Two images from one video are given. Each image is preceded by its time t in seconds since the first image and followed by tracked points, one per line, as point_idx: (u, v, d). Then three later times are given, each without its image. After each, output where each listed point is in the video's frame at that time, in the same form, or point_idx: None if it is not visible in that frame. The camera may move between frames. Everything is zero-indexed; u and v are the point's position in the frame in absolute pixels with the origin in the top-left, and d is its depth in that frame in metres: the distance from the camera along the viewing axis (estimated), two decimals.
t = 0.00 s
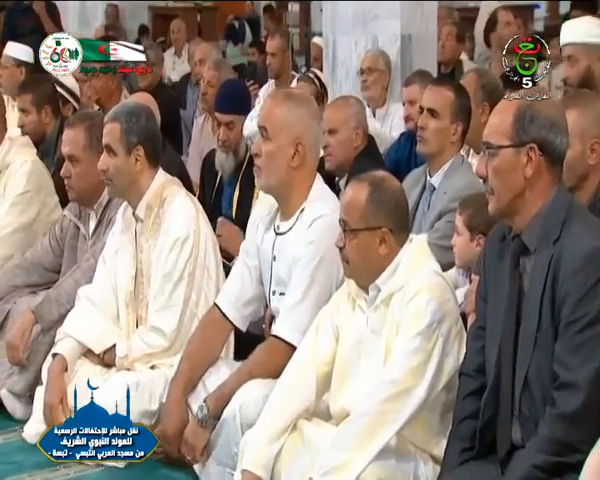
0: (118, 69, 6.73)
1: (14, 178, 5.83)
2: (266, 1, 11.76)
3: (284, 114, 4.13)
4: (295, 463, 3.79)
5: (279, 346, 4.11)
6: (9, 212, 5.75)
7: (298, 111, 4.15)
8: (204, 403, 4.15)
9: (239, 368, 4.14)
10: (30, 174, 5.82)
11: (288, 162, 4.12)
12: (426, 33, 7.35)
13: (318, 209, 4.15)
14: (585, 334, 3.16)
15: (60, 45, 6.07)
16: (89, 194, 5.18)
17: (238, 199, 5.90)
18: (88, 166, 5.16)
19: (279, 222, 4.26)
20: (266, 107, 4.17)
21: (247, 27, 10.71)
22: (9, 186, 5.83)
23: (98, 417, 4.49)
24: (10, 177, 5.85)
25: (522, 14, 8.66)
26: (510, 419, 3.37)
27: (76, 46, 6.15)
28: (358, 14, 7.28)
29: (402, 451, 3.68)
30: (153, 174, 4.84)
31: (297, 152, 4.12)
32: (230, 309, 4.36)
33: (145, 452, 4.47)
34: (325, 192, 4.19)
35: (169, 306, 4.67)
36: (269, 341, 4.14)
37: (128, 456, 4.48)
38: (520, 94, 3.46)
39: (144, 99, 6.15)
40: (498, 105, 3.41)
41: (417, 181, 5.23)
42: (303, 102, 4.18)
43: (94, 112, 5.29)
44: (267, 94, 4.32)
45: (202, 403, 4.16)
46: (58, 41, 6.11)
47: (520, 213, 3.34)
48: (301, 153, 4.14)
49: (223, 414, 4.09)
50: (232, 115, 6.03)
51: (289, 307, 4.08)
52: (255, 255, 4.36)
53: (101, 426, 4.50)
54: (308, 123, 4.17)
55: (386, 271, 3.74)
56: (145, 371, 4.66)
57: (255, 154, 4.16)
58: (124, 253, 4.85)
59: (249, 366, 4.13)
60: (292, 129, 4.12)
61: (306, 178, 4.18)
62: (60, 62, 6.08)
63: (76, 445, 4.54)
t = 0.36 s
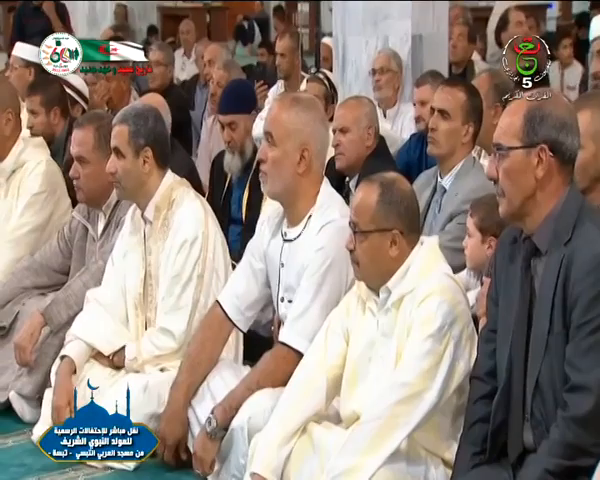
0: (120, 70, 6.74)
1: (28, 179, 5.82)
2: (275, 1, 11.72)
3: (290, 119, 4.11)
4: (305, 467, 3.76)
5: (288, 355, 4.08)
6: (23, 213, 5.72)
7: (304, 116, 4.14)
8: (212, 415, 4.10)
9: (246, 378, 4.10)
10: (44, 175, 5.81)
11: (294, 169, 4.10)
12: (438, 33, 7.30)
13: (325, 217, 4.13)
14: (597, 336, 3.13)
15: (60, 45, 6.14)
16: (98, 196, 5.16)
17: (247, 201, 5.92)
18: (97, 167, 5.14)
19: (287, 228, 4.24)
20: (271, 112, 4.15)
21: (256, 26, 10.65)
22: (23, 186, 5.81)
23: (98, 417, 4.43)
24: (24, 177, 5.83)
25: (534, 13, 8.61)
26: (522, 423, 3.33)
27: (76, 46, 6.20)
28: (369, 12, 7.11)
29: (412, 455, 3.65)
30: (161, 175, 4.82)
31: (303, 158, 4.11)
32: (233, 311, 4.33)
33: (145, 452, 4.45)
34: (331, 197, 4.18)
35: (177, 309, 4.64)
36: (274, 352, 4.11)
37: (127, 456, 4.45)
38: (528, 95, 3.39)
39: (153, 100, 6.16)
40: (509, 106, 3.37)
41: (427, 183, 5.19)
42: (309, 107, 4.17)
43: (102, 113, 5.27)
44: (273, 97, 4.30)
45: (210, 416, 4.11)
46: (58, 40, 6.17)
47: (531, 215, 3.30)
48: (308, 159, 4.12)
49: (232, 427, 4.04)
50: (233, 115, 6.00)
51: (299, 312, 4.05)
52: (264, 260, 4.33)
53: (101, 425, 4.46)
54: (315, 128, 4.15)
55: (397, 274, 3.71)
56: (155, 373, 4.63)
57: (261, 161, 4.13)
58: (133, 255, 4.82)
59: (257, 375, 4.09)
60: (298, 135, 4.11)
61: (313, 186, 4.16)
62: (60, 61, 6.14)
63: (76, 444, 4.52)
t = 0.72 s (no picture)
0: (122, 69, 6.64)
1: (39, 179, 5.80)
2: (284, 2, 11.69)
3: (300, 119, 4.09)
4: (315, 470, 3.72)
5: (299, 356, 4.05)
6: (33, 214, 5.71)
7: (315, 117, 4.12)
8: (223, 419, 4.07)
9: (257, 380, 4.08)
10: (55, 176, 5.77)
11: (304, 169, 4.08)
12: (449, 33, 7.36)
13: (335, 217, 4.09)
14: None
15: (60, 45, 6.16)
16: (105, 198, 5.13)
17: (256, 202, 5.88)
18: (105, 169, 5.12)
19: (296, 229, 4.20)
20: (282, 112, 4.13)
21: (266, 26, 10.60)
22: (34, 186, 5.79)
23: (98, 416, 4.43)
24: (35, 178, 5.81)
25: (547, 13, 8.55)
26: (534, 427, 3.29)
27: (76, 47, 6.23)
28: (379, 12, 7.10)
29: (423, 459, 3.61)
30: (169, 176, 4.79)
31: (313, 158, 4.09)
32: (238, 312, 4.29)
33: (145, 452, 4.44)
34: (341, 198, 4.14)
35: (184, 308, 4.60)
36: (286, 353, 4.08)
37: (128, 456, 4.44)
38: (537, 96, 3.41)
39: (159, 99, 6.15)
40: (521, 108, 3.33)
41: (438, 185, 5.15)
42: (319, 107, 4.15)
43: (111, 114, 5.24)
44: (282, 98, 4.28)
45: (221, 419, 4.08)
46: (59, 40, 6.18)
47: (544, 217, 3.26)
48: (317, 159, 4.10)
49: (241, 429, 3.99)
50: (240, 114, 6.02)
51: (310, 313, 4.01)
52: (273, 262, 4.29)
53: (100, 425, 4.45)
54: (326, 128, 4.13)
55: (407, 277, 3.68)
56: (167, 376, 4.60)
57: (270, 161, 4.12)
58: (142, 258, 4.79)
59: (267, 379, 4.06)
60: (308, 136, 4.09)
61: (323, 185, 4.14)
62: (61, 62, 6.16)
63: (76, 445, 4.50)
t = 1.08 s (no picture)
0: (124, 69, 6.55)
1: (60, 182, 5.80)
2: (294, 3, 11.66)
3: (305, 119, 4.06)
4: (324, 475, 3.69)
5: (306, 360, 4.01)
6: (52, 216, 5.75)
7: (320, 117, 4.09)
8: (231, 425, 4.04)
9: (264, 384, 4.05)
10: (76, 181, 5.80)
11: (309, 169, 4.05)
12: (460, 33, 7.34)
13: (339, 218, 4.06)
14: None
15: (60, 45, 5.65)
16: (114, 200, 5.11)
17: (266, 204, 5.86)
18: (113, 171, 5.10)
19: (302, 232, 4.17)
20: (287, 113, 4.10)
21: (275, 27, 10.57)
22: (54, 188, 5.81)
23: (98, 415, 4.43)
24: (56, 180, 5.81)
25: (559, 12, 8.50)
26: (546, 431, 3.25)
27: (77, 46, 5.71)
28: (389, 12, 7.15)
29: (433, 463, 3.57)
30: (177, 176, 4.76)
31: (318, 158, 4.05)
32: (253, 319, 4.26)
33: (145, 452, 4.43)
34: (348, 199, 4.10)
35: (209, 302, 4.54)
36: (292, 356, 4.04)
37: (128, 456, 4.44)
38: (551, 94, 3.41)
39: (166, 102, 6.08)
40: (534, 107, 3.30)
41: (449, 186, 5.12)
42: (325, 107, 4.12)
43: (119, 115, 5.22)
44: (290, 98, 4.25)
45: (229, 425, 4.06)
46: (59, 40, 5.66)
47: (556, 219, 3.23)
48: (323, 159, 4.07)
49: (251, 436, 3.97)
50: (251, 114, 5.98)
51: (316, 314, 3.98)
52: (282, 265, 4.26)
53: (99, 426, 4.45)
54: (331, 128, 4.10)
55: (417, 280, 3.64)
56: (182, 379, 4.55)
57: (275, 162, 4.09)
58: (150, 262, 4.75)
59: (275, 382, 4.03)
60: (312, 136, 4.05)
61: (329, 184, 4.10)
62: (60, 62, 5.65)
63: (76, 444, 4.48)
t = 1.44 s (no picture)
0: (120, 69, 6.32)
1: (84, 184, 5.79)
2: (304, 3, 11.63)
3: (318, 122, 4.03)
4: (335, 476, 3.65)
5: (315, 364, 3.97)
6: (74, 220, 5.71)
7: (334, 120, 4.06)
8: (241, 429, 4.02)
9: (274, 388, 4.01)
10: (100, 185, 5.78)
11: (323, 172, 4.01)
12: (473, 33, 7.49)
13: (350, 221, 4.02)
14: None
15: (59, 44, 5.62)
16: (124, 202, 5.09)
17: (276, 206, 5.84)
18: (122, 173, 5.07)
19: (313, 233, 4.13)
20: (299, 115, 4.06)
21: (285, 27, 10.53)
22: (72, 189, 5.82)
23: (99, 413, 4.43)
24: (81, 181, 5.81)
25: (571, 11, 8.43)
26: (559, 436, 3.20)
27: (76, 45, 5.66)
28: (401, 12, 7.32)
29: (445, 466, 3.54)
30: (189, 179, 4.69)
31: (331, 162, 4.02)
32: (264, 321, 4.21)
33: (145, 452, 4.41)
34: (358, 202, 4.07)
35: (214, 311, 4.47)
36: (302, 360, 4.00)
37: (128, 456, 4.41)
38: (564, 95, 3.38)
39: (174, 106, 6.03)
40: (546, 108, 3.26)
41: (461, 188, 5.08)
42: (337, 110, 4.08)
43: (128, 116, 5.19)
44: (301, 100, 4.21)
45: (238, 429, 4.03)
46: (58, 40, 5.63)
47: (567, 223, 3.19)
48: (336, 163, 4.04)
49: (260, 438, 3.95)
50: (261, 114, 5.96)
51: (326, 319, 3.94)
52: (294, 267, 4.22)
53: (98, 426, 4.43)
54: (344, 132, 4.07)
55: (432, 277, 3.59)
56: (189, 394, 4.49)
57: (287, 165, 4.05)
58: (160, 264, 4.70)
59: (285, 387, 3.99)
60: (326, 139, 4.02)
61: (341, 189, 4.08)
62: (60, 62, 5.63)
63: (76, 445, 4.44)
